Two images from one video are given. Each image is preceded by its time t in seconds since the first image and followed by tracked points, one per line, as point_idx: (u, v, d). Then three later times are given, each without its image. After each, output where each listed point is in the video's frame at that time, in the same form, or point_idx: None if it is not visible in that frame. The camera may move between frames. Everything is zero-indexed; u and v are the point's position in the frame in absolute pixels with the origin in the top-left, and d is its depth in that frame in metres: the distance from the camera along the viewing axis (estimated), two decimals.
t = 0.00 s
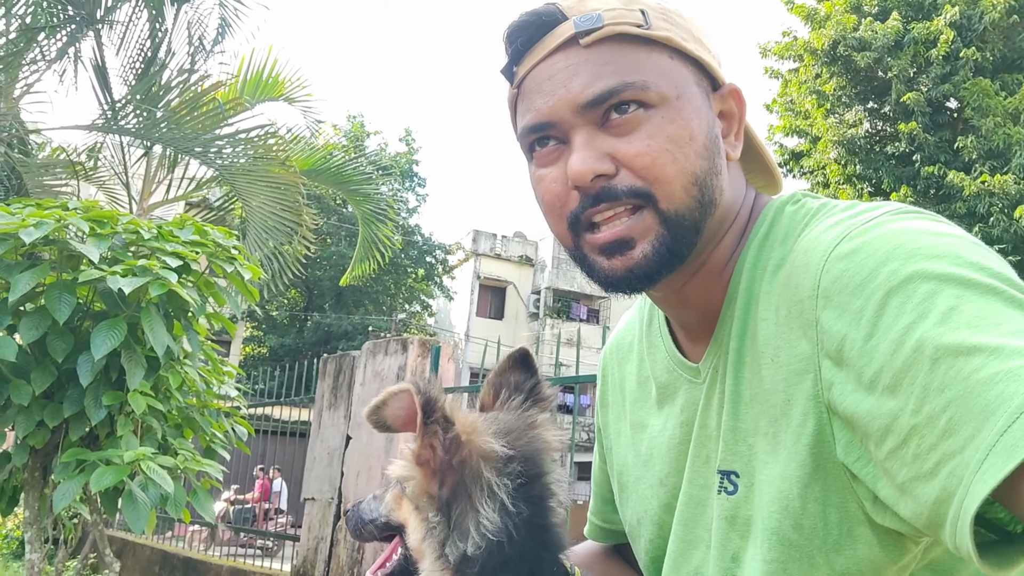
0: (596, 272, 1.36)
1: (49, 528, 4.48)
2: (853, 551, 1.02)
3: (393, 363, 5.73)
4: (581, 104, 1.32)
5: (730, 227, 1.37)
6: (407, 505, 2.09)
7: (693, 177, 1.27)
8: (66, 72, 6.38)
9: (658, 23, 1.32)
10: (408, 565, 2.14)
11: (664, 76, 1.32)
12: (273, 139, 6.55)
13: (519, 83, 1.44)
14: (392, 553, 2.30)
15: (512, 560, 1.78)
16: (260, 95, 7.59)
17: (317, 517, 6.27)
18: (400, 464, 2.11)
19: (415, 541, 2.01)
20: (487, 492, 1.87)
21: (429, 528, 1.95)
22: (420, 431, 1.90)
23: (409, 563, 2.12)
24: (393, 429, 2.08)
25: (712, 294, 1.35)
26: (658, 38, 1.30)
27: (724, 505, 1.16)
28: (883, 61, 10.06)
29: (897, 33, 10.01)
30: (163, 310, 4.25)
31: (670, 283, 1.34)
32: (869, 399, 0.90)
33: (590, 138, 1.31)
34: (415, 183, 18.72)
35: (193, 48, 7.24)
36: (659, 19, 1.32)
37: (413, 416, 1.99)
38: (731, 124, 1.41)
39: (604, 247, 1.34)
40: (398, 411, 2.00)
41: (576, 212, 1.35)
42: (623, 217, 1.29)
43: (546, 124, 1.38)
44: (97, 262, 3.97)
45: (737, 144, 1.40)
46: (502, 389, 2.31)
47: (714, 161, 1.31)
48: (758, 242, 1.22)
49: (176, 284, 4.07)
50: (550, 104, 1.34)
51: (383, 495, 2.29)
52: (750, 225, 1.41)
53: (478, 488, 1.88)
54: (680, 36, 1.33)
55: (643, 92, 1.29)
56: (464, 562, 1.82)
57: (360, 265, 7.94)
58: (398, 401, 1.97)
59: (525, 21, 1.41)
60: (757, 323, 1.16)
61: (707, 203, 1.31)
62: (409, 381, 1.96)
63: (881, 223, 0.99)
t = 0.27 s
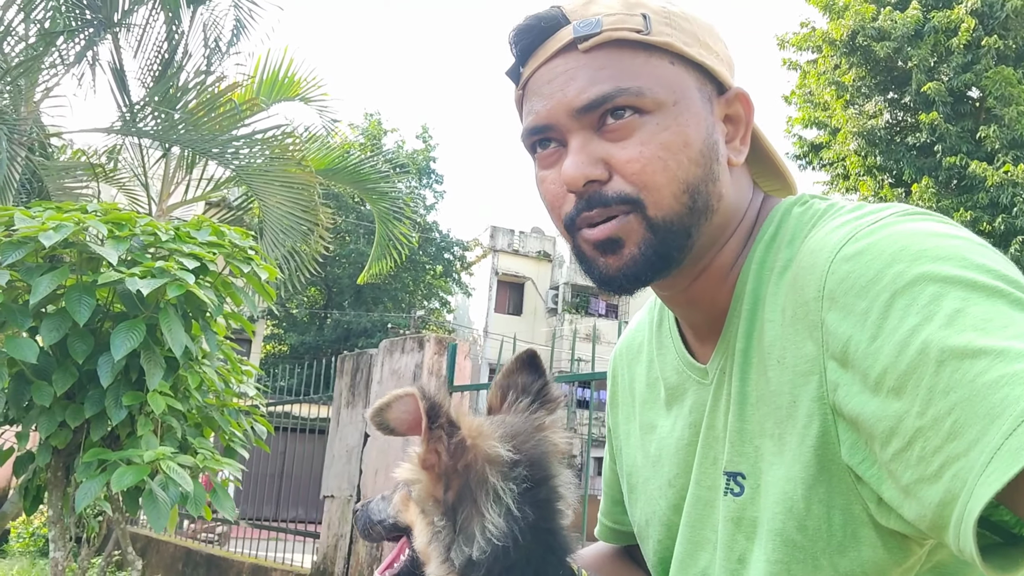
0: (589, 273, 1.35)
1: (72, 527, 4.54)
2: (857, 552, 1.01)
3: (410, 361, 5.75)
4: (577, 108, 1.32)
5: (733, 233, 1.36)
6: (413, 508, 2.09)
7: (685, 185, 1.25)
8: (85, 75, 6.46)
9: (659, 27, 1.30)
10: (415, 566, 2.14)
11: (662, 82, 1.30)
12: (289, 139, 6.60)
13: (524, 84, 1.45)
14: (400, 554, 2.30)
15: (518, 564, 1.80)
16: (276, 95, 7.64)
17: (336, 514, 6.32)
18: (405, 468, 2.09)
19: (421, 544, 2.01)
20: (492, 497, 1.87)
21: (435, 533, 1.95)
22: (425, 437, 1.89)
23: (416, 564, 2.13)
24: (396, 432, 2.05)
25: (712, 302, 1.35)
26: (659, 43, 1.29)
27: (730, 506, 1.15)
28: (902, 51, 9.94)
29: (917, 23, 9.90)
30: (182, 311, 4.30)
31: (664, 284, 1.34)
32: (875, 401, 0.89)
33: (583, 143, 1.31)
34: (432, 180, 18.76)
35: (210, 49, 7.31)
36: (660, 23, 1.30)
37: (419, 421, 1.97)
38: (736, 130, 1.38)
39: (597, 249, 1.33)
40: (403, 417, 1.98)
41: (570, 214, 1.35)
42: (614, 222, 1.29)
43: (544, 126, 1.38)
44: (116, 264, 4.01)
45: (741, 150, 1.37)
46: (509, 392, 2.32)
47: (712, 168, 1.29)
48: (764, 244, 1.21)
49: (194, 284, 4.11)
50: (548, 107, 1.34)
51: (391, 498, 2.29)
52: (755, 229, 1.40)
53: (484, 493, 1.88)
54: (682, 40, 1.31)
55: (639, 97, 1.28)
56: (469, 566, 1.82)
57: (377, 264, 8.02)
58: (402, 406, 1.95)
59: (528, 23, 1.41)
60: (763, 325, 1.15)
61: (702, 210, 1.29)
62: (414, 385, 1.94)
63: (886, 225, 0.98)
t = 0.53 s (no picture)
0: (589, 262, 1.37)
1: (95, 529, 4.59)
2: (864, 551, 1.00)
3: (427, 362, 5.77)
4: (581, 102, 1.33)
5: (739, 228, 1.35)
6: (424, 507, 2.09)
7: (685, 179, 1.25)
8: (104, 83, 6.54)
9: (666, 23, 1.30)
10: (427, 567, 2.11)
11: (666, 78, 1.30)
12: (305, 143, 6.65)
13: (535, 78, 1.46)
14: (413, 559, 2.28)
15: (527, 563, 1.78)
16: (291, 99, 7.70)
17: (355, 515, 6.34)
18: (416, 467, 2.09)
19: (430, 542, 2.00)
20: (499, 493, 1.86)
21: (443, 529, 1.94)
22: (431, 432, 1.94)
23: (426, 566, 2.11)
24: (409, 431, 2.14)
25: (717, 298, 1.35)
26: (665, 39, 1.28)
27: (737, 504, 1.14)
28: (921, 44, 9.83)
29: (936, 16, 9.79)
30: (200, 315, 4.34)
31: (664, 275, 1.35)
32: (882, 398, 0.88)
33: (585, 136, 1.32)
34: (448, 182, 18.81)
35: (226, 55, 7.38)
36: (667, 19, 1.29)
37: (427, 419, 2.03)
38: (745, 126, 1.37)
39: (597, 239, 1.35)
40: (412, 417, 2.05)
41: (572, 203, 1.37)
42: (613, 213, 1.30)
43: (550, 119, 1.40)
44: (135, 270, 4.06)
45: (749, 146, 1.35)
46: (524, 398, 2.32)
47: (714, 163, 1.29)
48: (772, 241, 1.21)
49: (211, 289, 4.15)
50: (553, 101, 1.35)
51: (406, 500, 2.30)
52: (763, 225, 1.39)
53: (491, 490, 1.87)
54: (689, 36, 1.30)
55: (641, 93, 1.28)
56: (478, 562, 1.81)
57: (394, 266, 7.89)
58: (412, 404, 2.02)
59: (537, 19, 1.43)
60: (770, 323, 1.15)
61: (704, 205, 1.29)
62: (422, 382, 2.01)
63: (895, 222, 0.97)
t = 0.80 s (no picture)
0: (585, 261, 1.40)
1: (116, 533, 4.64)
2: (874, 550, 1.00)
3: (442, 364, 5.79)
4: (569, 110, 1.34)
5: (740, 229, 1.33)
6: (432, 509, 2.09)
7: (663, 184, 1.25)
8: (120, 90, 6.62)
9: (653, 30, 1.29)
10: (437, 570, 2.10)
11: (652, 84, 1.29)
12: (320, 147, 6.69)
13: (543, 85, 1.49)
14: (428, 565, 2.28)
15: (537, 559, 1.77)
16: (305, 104, 7.75)
17: (373, 517, 6.37)
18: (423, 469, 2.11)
19: (439, 542, 2.01)
20: (503, 491, 1.88)
21: (450, 528, 1.95)
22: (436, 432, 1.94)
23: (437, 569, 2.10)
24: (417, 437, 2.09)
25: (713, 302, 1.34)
26: (650, 47, 1.28)
27: (747, 503, 1.14)
28: (936, 39, 9.75)
29: (951, 10, 9.71)
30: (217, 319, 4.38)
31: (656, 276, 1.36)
32: (891, 397, 0.88)
33: (573, 142, 1.33)
34: (462, 183, 18.85)
35: (240, 61, 7.44)
36: (653, 25, 1.28)
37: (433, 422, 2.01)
38: (746, 127, 1.33)
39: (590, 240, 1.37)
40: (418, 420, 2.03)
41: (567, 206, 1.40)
42: (598, 217, 1.32)
43: (548, 125, 1.42)
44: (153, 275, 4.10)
45: (746, 148, 1.31)
46: (533, 402, 2.32)
47: (698, 168, 1.27)
48: (781, 241, 1.21)
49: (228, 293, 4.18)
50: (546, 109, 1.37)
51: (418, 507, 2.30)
52: (770, 226, 1.36)
53: (496, 488, 1.89)
54: (678, 41, 1.29)
55: (620, 100, 1.28)
56: (485, 560, 1.81)
57: (410, 268, 7.93)
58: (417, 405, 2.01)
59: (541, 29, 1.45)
60: (779, 322, 1.15)
61: (690, 209, 1.28)
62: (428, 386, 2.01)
63: (902, 221, 0.97)
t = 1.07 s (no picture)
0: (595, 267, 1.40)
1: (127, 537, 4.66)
2: (887, 554, 0.99)
3: (451, 365, 5.79)
4: (577, 117, 1.34)
5: (751, 236, 1.32)
6: (443, 520, 2.09)
7: (667, 192, 1.24)
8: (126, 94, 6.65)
9: (659, 38, 1.28)
10: None
11: (658, 92, 1.29)
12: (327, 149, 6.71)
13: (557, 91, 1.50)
14: None
15: (552, 571, 1.77)
16: (311, 106, 7.77)
17: (383, 518, 6.37)
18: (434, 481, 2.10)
19: (450, 556, 2.01)
20: (516, 504, 1.87)
21: (462, 541, 1.95)
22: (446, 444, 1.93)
23: None
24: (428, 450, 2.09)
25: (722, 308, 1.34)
26: (656, 54, 1.27)
27: (757, 508, 1.13)
28: (943, 32, 9.71)
29: (957, 3, 9.67)
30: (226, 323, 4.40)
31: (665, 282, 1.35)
32: (902, 400, 0.87)
33: (582, 148, 1.33)
34: (468, 182, 18.86)
35: (246, 64, 7.47)
36: (660, 32, 1.28)
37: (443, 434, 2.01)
38: (754, 133, 1.31)
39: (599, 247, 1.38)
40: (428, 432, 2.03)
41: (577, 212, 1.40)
42: (605, 224, 1.32)
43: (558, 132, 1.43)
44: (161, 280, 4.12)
45: (756, 155, 1.30)
46: (545, 411, 2.29)
47: (705, 174, 1.26)
48: (792, 246, 1.19)
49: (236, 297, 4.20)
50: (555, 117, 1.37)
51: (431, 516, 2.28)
52: (782, 232, 1.34)
53: (509, 501, 1.88)
54: (685, 48, 1.28)
55: (626, 108, 1.28)
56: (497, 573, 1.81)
57: (416, 269, 7.93)
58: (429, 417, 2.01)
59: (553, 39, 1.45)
60: (790, 326, 1.14)
61: (695, 216, 1.27)
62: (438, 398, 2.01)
63: (913, 223, 0.96)
